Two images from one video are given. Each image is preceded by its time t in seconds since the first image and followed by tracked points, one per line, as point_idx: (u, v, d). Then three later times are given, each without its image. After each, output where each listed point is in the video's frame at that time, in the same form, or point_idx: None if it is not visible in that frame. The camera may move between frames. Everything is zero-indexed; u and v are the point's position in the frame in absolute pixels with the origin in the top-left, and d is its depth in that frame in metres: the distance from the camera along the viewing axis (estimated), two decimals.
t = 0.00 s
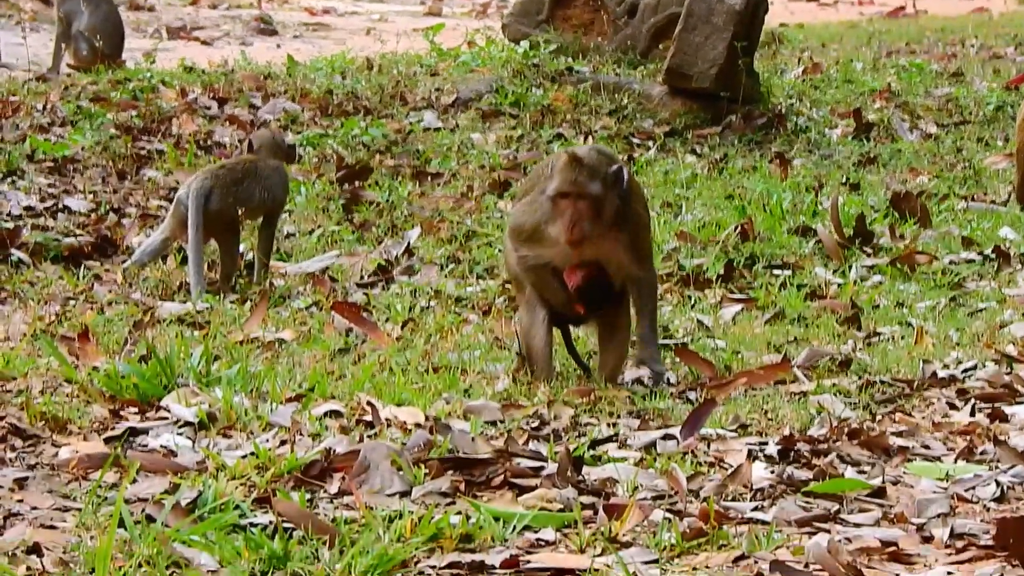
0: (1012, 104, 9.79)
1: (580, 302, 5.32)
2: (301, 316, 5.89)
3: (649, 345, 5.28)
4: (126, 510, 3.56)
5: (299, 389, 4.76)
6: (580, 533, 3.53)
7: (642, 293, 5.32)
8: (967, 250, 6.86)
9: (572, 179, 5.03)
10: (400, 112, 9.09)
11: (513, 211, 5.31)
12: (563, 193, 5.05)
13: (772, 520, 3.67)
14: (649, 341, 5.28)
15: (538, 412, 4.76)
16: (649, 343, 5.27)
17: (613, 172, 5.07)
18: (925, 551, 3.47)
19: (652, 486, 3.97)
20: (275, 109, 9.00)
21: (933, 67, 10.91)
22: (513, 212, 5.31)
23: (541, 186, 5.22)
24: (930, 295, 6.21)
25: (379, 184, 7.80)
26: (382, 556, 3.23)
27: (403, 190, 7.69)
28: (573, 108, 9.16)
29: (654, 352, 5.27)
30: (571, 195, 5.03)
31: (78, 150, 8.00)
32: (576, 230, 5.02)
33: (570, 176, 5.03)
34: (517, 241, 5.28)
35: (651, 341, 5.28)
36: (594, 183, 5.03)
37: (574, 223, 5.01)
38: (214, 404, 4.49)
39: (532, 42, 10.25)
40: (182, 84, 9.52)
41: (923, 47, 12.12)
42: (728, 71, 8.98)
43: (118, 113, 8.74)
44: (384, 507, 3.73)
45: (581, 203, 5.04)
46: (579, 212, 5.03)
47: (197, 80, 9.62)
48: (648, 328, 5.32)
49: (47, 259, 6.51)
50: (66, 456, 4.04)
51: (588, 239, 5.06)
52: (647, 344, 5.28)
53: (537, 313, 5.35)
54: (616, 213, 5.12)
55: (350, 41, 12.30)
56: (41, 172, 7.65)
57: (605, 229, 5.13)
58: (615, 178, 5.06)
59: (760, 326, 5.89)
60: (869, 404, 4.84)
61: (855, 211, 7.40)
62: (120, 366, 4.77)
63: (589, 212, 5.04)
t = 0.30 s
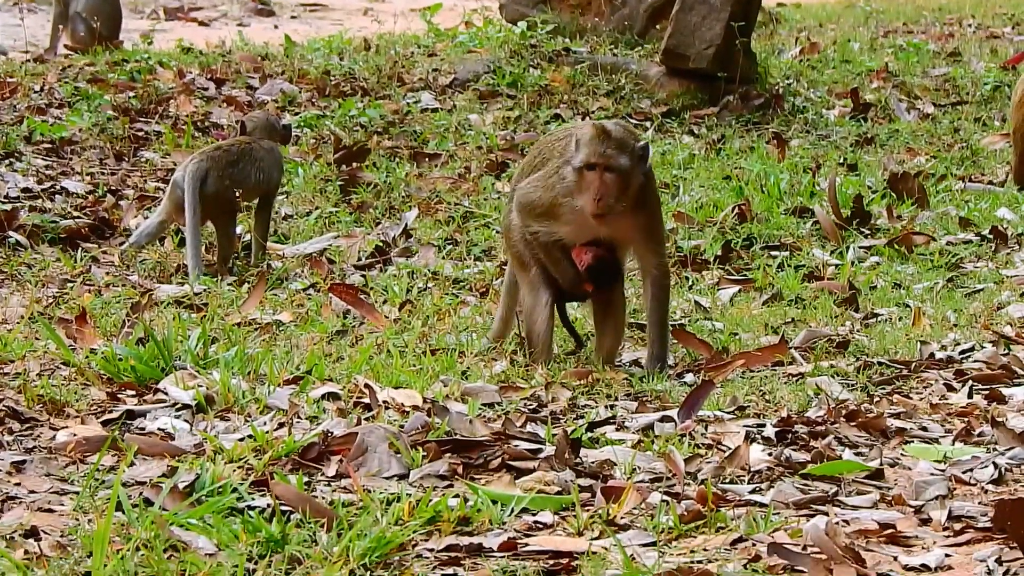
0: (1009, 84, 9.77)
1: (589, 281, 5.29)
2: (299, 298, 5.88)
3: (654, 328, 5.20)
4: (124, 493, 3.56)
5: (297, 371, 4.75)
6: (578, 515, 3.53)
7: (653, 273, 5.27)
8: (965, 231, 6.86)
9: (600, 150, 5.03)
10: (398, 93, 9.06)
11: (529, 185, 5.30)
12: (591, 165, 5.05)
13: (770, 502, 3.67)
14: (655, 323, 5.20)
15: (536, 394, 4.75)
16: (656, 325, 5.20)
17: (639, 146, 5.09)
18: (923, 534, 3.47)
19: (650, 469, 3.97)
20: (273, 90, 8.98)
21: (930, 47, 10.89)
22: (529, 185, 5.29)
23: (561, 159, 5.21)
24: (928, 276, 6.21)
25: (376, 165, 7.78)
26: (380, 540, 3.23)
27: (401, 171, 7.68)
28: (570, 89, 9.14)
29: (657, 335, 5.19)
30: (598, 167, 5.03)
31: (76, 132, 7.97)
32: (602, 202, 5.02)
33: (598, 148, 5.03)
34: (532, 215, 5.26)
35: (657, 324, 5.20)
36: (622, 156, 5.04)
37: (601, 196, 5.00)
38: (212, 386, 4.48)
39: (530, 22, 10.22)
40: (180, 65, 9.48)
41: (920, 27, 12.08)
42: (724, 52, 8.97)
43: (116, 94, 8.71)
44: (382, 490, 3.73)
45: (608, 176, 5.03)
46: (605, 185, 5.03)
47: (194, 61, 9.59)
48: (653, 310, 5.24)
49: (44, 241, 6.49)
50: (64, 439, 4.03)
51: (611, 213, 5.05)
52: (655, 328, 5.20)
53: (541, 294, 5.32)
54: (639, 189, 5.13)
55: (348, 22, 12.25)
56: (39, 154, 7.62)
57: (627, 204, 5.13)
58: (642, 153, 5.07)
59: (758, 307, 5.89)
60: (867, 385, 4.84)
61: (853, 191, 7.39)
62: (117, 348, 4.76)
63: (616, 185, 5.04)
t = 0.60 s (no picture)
0: (1003, 80, 9.77)
1: (592, 275, 5.27)
2: (293, 294, 5.87)
3: (651, 325, 5.22)
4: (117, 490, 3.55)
5: (291, 367, 4.75)
6: (572, 512, 3.53)
7: (653, 269, 5.28)
8: (959, 227, 6.86)
9: (606, 141, 5.00)
10: (392, 89, 9.05)
11: (534, 177, 5.28)
12: (596, 156, 5.02)
13: (764, 499, 3.68)
14: (653, 320, 5.22)
15: (530, 391, 4.76)
16: (653, 322, 5.21)
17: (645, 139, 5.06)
18: (916, 530, 3.47)
19: (644, 465, 3.97)
20: (267, 86, 8.97)
21: (924, 43, 10.90)
22: (533, 178, 5.27)
23: (566, 151, 5.19)
24: (922, 272, 6.21)
25: (371, 161, 7.77)
26: (374, 536, 3.23)
27: (395, 167, 7.67)
28: (565, 85, 9.13)
29: (655, 332, 5.21)
30: (603, 158, 5.00)
31: (70, 128, 7.96)
32: (607, 194, 4.98)
33: (604, 139, 5.02)
34: (537, 208, 5.24)
35: (655, 321, 5.22)
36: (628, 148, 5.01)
37: (603, 186, 4.97)
38: (205, 382, 4.48)
39: (524, 18, 10.22)
40: (174, 62, 9.47)
41: (914, 23, 12.09)
42: (718, 48, 8.97)
43: (110, 91, 8.70)
44: (376, 486, 3.73)
45: (612, 167, 5.00)
46: (610, 176, 5.00)
47: (188, 58, 9.57)
48: (650, 308, 5.25)
49: (38, 237, 6.48)
50: (58, 436, 4.03)
51: (616, 205, 5.02)
52: (653, 325, 5.22)
53: (541, 293, 5.33)
54: (645, 183, 5.10)
55: (342, 18, 12.23)
56: (32, 150, 7.61)
57: (632, 197, 5.09)
58: (649, 147, 5.05)
59: (752, 304, 5.89)
60: (861, 381, 4.85)
61: (846, 188, 7.39)
62: (111, 345, 4.76)
63: (621, 177, 5.01)
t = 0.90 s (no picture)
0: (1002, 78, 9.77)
1: (596, 272, 5.25)
2: (292, 292, 5.87)
3: (653, 322, 5.20)
4: (117, 487, 3.55)
5: (290, 365, 4.75)
6: (571, 509, 3.53)
7: (654, 266, 5.28)
8: (958, 225, 6.87)
9: (612, 133, 5.02)
10: (390, 86, 9.04)
11: (538, 173, 5.29)
12: (602, 148, 5.03)
13: (763, 497, 3.68)
14: (654, 316, 5.21)
15: (529, 388, 4.75)
16: (655, 318, 5.20)
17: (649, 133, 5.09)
18: (916, 528, 3.48)
19: (643, 463, 3.97)
20: (266, 84, 8.97)
21: (923, 41, 10.90)
22: (537, 175, 5.28)
23: (571, 147, 5.21)
24: (921, 270, 6.21)
25: (370, 158, 7.76)
26: (373, 534, 3.23)
27: (394, 165, 7.66)
28: (564, 83, 9.13)
29: (655, 328, 5.20)
30: (608, 150, 5.01)
31: (70, 125, 7.95)
32: (612, 186, 4.99)
33: (607, 130, 5.04)
34: (541, 204, 5.24)
35: (656, 318, 5.21)
36: (632, 140, 5.02)
37: (605, 176, 4.97)
38: (205, 380, 4.48)
39: (523, 16, 10.21)
40: (173, 59, 9.46)
41: (913, 21, 12.09)
42: (718, 45, 8.98)
43: (109, 88, 8.70)
44: (375, 484, 3.72)
45: (615, 159, 5.01)
46: (616, 168, 5.00)
47: (187, 55, 9.57)
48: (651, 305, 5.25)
49: (37, 235, 6.47)
50: (57, 433, 4.03)
51: (621, 197, 5.02)
52: (654, 321, 5.20)
53: (543, 291, 5.30)
54: (649, 177, 5.10)
55: (341, 15, 12.22)
56: (32, 147, 7.60)
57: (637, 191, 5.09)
58: (655, 142, 5.04)
59: (752, 301, 5.89)
60: (860, 379, 4.85)
61: (845, 185, 7.39)
62: (111, 343, 4.76)
63: (627, 168, 5.02)
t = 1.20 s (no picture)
0: (1002, 75, 9.77)
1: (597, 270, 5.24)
2: (292, 289, 5.86)
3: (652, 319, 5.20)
4: (117, 484, 3.55)
5: (290, 362, 4.74)
6: (572, 506, 3.53)
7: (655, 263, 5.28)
8: (958, 222, 6.86)
9: (619, 132, 5.06)
10: (391, 84, 9.03)
11: (537, 171, 5.33)
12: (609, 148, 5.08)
13: (763, 493, 3.68)
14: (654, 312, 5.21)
15: (529, 385, 4.75)
16: (654, 314, 5.20)
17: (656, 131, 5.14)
18: (916, 524, 3.48)
19: (643, 459, 3.97)
20: (266, 81, 8.97)
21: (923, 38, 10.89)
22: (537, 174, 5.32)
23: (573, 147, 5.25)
24: (921, 267, 6.21)
25: (370, 155, 7.76)
26: (373, 530, 3.24)
27: (394, 162, 7.66)
28: (564, 80, 9.12)
29: (655, 325, 5.19)
30: (618, 151, 5.06)
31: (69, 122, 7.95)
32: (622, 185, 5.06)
33: (616, 132, 5.07)
34: (542, 202, 5.28)
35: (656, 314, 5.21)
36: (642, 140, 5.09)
37: (621, 179, 5.03)
38: (205, 377, 4.48)
39: (523, 13, 10.21)
40: (173, 56, 9.45)
41: (914, 18, 12.08)
42: (717, 43, 8.98)
43: (109, 85, 8.69)
44: (375, 480, 3.72)
45: (627, 160, 5.06)
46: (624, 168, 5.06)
47: (187, 52, 9.56)
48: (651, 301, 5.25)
49: (37, 232, 6.47)
50: (57, 430, 4.03)
51: (632, 197, 5.09)
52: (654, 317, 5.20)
53: (543, 289, 5.32)
54: (657, 176, 5.16)
55: (341, 13, 12.20)
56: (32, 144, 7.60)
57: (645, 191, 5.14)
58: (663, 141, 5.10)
59: (752, 298, 5.89)
60: (860, 376, 4.85)
61: (846, 182, 7.38)
62: (111, 340, 4.76)
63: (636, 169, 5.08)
